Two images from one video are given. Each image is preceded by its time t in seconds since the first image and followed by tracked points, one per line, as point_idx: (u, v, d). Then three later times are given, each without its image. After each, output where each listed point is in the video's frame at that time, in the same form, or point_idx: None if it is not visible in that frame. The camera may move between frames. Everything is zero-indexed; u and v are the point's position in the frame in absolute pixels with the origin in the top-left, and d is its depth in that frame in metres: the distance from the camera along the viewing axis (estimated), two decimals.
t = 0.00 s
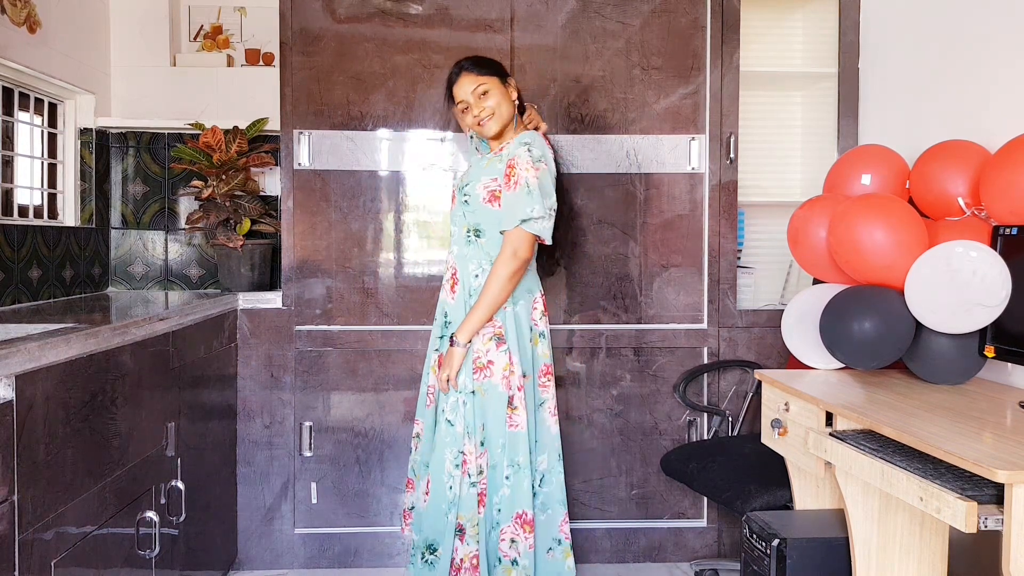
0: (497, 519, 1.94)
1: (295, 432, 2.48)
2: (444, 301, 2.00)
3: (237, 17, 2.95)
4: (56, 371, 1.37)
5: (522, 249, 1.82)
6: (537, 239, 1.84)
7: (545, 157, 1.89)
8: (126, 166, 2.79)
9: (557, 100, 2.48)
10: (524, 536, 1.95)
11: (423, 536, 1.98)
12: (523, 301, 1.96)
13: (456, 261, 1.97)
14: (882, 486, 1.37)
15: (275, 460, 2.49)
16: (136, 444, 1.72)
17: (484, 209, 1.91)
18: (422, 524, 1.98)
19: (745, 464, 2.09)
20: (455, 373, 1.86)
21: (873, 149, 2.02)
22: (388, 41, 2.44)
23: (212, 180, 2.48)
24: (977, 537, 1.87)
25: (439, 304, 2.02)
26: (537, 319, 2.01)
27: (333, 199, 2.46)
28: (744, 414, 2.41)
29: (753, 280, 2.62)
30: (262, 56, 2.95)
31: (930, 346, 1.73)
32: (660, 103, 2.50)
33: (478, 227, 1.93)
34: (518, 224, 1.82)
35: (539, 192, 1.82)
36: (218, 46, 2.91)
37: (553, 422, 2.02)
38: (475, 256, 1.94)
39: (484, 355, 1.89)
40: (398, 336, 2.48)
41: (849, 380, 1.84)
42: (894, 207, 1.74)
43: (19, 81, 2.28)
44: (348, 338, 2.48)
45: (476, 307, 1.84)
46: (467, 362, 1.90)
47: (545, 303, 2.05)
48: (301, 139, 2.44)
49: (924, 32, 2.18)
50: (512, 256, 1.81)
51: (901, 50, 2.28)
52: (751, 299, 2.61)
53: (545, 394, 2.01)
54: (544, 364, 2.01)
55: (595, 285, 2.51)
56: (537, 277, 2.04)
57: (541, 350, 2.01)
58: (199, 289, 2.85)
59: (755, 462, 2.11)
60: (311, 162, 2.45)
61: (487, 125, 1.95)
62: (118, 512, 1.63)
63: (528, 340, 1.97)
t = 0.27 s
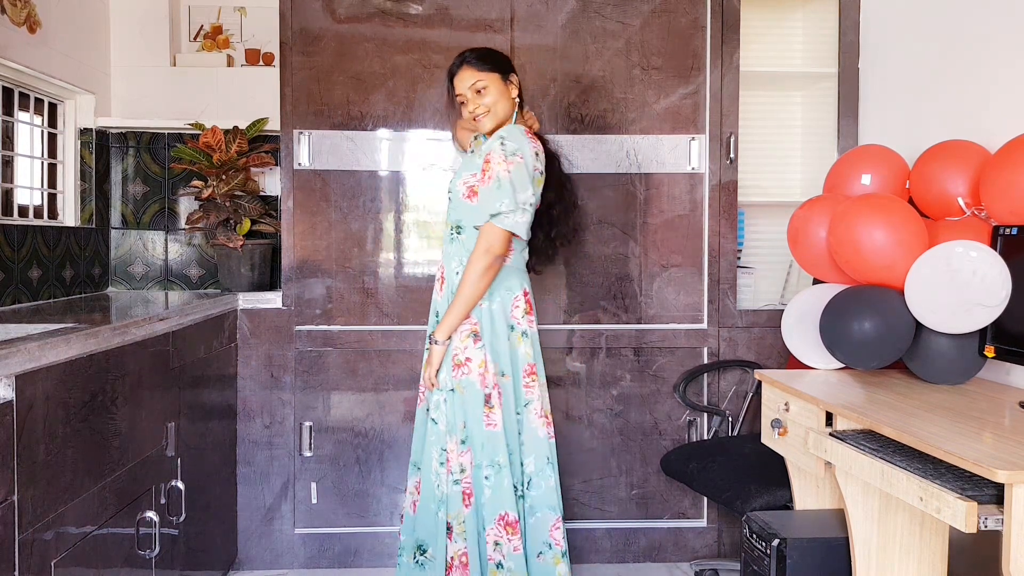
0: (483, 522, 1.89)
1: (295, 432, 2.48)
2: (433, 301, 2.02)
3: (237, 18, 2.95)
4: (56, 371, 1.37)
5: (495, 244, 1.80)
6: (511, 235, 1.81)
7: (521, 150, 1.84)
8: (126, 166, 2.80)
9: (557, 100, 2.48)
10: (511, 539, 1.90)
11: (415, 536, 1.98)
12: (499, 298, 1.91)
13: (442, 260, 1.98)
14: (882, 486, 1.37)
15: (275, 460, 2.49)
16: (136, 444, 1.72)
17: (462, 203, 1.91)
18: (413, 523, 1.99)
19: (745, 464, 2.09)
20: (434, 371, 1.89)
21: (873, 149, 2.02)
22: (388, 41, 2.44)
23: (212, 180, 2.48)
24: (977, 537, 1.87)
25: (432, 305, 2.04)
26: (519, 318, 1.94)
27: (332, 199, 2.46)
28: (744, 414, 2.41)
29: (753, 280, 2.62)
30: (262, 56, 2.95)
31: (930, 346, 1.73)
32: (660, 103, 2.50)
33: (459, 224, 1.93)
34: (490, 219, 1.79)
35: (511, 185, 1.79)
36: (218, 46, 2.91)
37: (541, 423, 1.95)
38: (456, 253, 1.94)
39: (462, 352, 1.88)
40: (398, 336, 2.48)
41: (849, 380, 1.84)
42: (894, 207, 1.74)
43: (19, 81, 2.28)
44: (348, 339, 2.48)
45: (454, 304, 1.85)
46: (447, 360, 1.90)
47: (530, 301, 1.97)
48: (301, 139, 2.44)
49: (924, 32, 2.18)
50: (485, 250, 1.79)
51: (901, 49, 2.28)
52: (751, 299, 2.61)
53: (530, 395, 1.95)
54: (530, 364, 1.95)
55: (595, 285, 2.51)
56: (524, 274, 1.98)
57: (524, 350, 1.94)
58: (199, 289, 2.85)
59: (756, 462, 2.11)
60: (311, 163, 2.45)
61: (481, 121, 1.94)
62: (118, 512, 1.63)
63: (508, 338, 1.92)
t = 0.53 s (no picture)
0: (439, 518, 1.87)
1: (295, 432, 2.48)
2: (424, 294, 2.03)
3: (237, 17, 2.95)
4: (56, 371, 1.37)
5: (441, 240, 1.76)
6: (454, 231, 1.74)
7: (470, 143, 1.74)
8: (126, 166, 2.79)
9: (557, 100, 2.47)
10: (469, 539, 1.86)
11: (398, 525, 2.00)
12: (458, 295, 1.85)
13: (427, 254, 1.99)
14: (882, 486, 1.37)
15: (275, 460, 2.49)
16: (136, 444, 1.72)
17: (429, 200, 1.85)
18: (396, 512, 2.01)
19: (746, 464, 2.09)
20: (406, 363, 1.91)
21: (873, 149, 2.02)
22: (388, 41, 2.44)
23: (212, 180, 2.47)
24: (977, 537, 1.87)
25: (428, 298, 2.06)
26: (481, 316, 1.84)
27: (332, 199, 2.46)
28: (744, 414, 2.41)
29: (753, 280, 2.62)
30: (262, 56, 2.95)
31: (931, 346, 1.73)
32: (660, 103, 2.50)
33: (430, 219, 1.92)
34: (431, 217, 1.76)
35: (450, 183, 1.72)
36: (218, 46, 2.91)
37: (506, 427, 1.85)
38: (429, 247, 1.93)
39: (425, 348, 1.87)
40: (398, 336, 2.48)
41: (849, 380, 1.84)
42: (895, 208, 1.74)
43: (19, 81, 2.28)
44: (348, 338, 2.47)
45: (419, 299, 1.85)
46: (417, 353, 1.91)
47: (493, 300, 1.86)
48: (301, 139, 2.44)
49: (924, 32, 2.18)
50: (432, 246, 1.77)
51: (901, 49, 2.28)
52: (751, 299, 2.61)
53: (494, 397, 1.84)
54: (493, 365, 1.84)
55: (595, 285, 2.51)
56: (492, 270, 1.87)
57: (483, 350, 1.83)
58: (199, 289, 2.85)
59: (756, 461, 2.11)
60: (311, 163, 2.45)
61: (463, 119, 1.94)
62: (118, 512, 1.63)
63: (467, 337, 1.83)
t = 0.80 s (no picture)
0: (395, 511, 1.92)
1: (295, 432, 2.48)
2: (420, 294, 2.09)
3: (237, 17, 2.95)
4: (56, 371, 1.37)
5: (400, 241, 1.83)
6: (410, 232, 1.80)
7: (426, 147, 1.79)
8: (126, 166, 2.79)
9: (557, 100, 2.47)
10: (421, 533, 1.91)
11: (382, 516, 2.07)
12: (423, 294, 1.88)
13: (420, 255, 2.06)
14: (882, 486, 1.37)
15: (275, 460, 2.49)
16: (136, 444, 1.72)
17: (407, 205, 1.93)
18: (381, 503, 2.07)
19: (746, 464, 2.09)
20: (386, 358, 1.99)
21: (873, 149, 2.02)
22: (388, 41, 2.44)
23: (212, 180, 2.48)
24: (977, 537, 1.87)
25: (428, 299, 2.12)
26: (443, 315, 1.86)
27: (332, 199, 2.46)
28: (744, 414, 2.40)
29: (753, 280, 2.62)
30: (262, 56, 2.95)
31: (931, 346, 1.73)
32: (660, 103, 2.50)
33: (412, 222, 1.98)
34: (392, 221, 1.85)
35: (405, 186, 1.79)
36: (218, 46, 2.91)
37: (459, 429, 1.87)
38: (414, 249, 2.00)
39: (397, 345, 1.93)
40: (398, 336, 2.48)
41: (849, 380, 1.84)
42: (894, 207, 1.74)
43: (19, 81, 2.28)
44: (348, 338, 2.47)
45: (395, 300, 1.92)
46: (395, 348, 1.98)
47: (456, 300, 1.87)
48: (301, 139, 2.44)
49: (924, 32, 2.18)
50: (394, 247, 1.84)
51: (901, 49, 2.28)
52: (751, 299, 2.61)
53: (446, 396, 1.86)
54: (448, 366, 1.86)
55: (595, 285, 2.51)
56: (462, 269, 1.88)
57: (441, 349, 1.86)
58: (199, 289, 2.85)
59: (756, 461, 2.10)
60: (311, 163, 2.45)
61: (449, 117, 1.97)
62: (118, 512, 1.63)
63: (427, 337, 1.87)
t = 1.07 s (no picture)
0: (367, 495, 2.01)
1: (295, 432, 2.48)
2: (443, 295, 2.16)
3: (237, 17, 2.95)
4: (56, 371, 1.37)
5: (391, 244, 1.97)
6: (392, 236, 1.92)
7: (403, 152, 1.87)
8: (126, 166, 2.79)
9: (557, 100, 2.47)
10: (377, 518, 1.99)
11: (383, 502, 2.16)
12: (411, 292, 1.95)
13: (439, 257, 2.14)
14: (882, 486, 1.37)
15: (275, 460, 2.49)
16: (136, 444, 1.72)
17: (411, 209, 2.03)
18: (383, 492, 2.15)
19: (746, 464, 2.09)
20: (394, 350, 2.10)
21: (873, 149, 2.02)
22: (388, 41, 2.44)
23: (212, 180, 2.48)
24: (977, 537, 1.87)
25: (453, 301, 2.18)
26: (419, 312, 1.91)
27: (332, 199, 2.46)
28: (744, 414, 2.40)
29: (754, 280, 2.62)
30: (262, 56, 2.95)
31: (931, 346, 1.73)
32: (660, 103, 2.50)
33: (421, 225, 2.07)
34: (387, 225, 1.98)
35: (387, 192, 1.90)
36: (218, 46, 2.91)
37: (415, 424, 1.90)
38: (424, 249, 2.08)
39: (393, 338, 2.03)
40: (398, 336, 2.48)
41: (849, 380, 1.84)
42: (894, 207, 1.74)
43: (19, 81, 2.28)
44: (348, 338, 2.47)
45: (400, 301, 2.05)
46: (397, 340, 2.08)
47: (434, 299, 1.90)
48: (301, 139, 2.44)
49: (924, 32, 2.18)
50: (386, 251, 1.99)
51: (901, 49, 2.28)
52: (751, 299, 2.61)
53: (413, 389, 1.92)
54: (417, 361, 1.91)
55: (595, 285, 2.51)
56: (444, 268, 1.89)
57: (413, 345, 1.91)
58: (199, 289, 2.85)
59: (756, 462, 2.10)
60: (311, 162, 2.45)
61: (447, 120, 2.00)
62: (118, 512, 1.63)
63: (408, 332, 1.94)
